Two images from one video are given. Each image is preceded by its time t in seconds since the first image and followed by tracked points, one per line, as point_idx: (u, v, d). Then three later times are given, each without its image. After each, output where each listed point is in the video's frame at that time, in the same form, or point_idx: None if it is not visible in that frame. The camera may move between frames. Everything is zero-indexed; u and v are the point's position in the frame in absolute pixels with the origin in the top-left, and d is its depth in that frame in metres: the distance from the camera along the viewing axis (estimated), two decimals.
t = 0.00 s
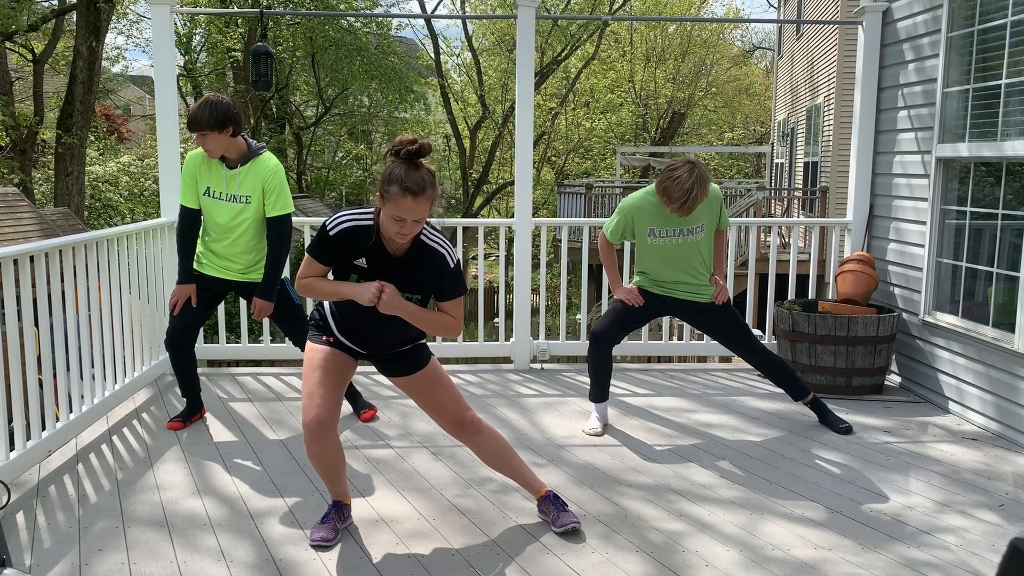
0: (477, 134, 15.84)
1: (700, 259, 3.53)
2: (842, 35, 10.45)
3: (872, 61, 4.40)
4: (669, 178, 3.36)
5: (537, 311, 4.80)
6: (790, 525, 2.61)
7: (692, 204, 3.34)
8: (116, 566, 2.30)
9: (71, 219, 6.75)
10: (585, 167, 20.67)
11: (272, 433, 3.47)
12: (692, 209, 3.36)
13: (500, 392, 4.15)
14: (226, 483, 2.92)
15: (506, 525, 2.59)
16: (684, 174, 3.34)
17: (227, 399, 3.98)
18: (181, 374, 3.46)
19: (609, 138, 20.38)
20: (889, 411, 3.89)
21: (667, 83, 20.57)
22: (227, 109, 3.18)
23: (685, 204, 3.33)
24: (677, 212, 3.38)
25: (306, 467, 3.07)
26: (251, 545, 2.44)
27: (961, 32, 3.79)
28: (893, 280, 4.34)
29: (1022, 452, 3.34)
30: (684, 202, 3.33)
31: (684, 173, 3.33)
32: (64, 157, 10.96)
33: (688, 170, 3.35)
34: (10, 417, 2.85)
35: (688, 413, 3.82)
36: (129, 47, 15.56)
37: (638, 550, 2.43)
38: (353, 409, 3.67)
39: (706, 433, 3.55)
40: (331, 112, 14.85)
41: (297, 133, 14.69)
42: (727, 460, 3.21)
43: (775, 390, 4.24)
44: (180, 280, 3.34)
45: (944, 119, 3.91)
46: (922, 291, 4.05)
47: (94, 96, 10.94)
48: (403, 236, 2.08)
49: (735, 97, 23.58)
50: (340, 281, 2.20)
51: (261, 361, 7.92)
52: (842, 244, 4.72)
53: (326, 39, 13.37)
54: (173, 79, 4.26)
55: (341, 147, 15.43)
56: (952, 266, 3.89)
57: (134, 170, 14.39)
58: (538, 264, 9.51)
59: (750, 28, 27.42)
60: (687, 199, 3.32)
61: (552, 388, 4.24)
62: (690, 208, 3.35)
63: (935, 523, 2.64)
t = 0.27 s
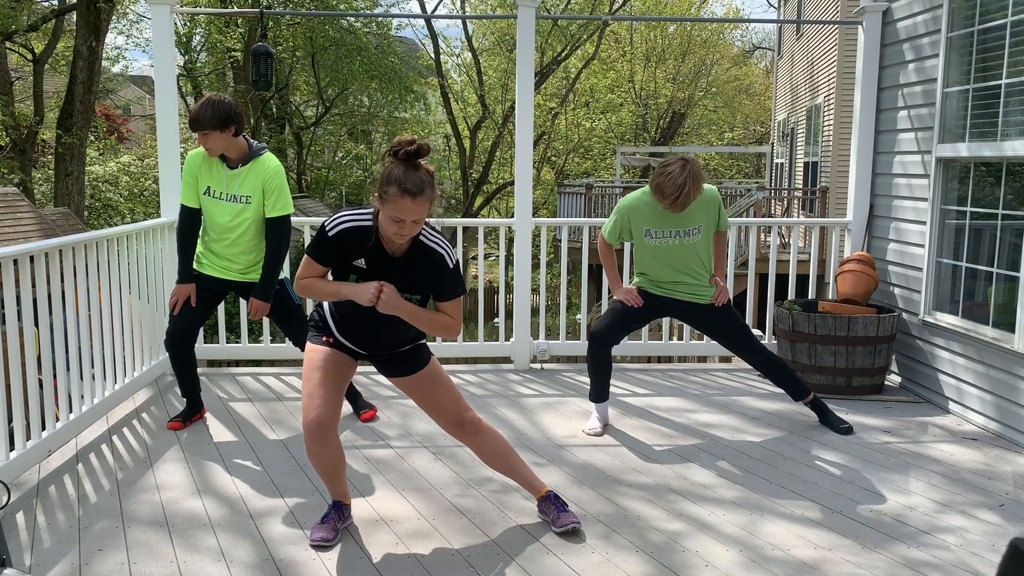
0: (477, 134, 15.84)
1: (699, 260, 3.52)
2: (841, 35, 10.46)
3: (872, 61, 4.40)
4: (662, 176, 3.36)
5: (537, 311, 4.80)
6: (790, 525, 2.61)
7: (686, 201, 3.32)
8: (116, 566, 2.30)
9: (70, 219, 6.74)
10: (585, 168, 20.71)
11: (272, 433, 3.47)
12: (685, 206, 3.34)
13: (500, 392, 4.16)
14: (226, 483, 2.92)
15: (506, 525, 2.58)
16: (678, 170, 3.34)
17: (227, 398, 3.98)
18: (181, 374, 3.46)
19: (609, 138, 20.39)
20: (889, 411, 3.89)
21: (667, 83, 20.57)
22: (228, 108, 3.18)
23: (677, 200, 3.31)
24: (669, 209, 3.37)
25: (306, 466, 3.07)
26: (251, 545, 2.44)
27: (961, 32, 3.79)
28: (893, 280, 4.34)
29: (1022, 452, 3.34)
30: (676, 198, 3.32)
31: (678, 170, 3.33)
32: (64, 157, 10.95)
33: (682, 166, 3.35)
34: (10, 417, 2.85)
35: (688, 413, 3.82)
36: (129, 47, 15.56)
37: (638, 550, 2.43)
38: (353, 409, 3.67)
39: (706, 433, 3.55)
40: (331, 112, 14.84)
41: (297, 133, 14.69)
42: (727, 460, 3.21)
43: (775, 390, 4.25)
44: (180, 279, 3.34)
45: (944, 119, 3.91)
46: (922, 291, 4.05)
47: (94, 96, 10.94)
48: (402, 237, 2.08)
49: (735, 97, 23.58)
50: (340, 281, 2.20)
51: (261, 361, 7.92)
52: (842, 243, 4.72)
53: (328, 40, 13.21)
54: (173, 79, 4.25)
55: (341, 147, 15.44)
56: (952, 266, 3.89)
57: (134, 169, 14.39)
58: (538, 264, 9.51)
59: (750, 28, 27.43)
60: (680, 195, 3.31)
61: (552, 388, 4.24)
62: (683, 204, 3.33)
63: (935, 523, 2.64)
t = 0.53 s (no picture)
0: (477, 134, 15.85)
1: (699, 262, 3.52)
2: (842, 35, 10.46)
3: (872, 61, 4.40)
4: (660, 178, 3.36)
5: (537, 311, 4.80)
6: (789, 525, 2.61)
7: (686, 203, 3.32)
8: (116, 566, 2.30)
9: (70, 220, 6.74)
10: (585, 168, 20.73)
11: (272, 433, 3.47)
12: (683, 208, 3.34)
13: (500, 392, 4.16)
14: (226, 483, 2.92)
15: (506, 525, 2.59)
16: (676, 172, 3.33)
17: (226, 399, 3.98)
18: (181, 374, 3.46)
19: (609, 138, 20.41)
20: (889, 411, 3.89)
21: (667, 83, 20.58)
22: (229, 109, 3.18)
23: (674, 203, 3.31)
24: (667, 211, 3.36)
25: (305, 466, 3.07)
26: (251, 545, 2.44)
27: (961, 32, 3.79)
28: (893, 280, 4.34)
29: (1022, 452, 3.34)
30: (674, 200, 3.31)
31: (676, 172, 3.32)
32: (64, 158, 10.95)
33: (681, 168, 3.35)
34: (10, 417, 2.85)
35: (688, 413, 3.82)
36: (129, 47, 15.55)
37: (638, 550, 2.43)
38: (353, 409, 3.67)
39: (706, 433, 3.55)
40: (331, 112, 14.83)
41: (297, 133, 14.70)
42: (727, 459, 3.21)
43: (775, 390, 4.25)
44: (179, 278, 3.34)
45: (944, 119, 3.91)
46: (922, 291, 4.05)
47: (94, 96, 10.94)
48: (402, 235, 2.08)
49: (735, 97, 23.59)
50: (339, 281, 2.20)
51: (261, 362, 7.92)
52: (842, 244, 4.72)
53: (326, 39, 13.29)
54: (173, 79, 4.25)
55: (341, 147, 15.45)
56: (952, 266, 3.89)
57: (134, 170, 14.40)
58: (538, 264, 9.51)
59: (750, 28, 27.44)
60: (678, 198, 3.30)
61: (552, 388, 4.24)
62: (681, 206, 3.32)
63: (934, 523, 2.64)
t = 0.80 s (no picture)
0: (477, 134, 15.85)
1: (699, 262, 3.52)
2: (841, 35, 10.46)
3: (872, 61, 4.40)
4: (660, 179, 3.36)
5: (537, 311, 4.80)
6: (790, 525, 2.61)
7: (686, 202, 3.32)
8: (116, 566, 2.30)
9: (70, 220, 6.74)
10: (585, 168, 20.75)
11: (272, 433, 3.47)
12: (683, 210, 3.34)
13: (500, 392, 4.16)
14: (226, 483, 2.92)
15: (506, 525, 2.58)
16: (676, 174, 3.34)
17: (226, 399, 3.98)
18: (181, 374, 3.46)
19: (609, 138, 20.43)
20: (889, 411, 3.89)
21: (667, 83, 20.58)
22: (230, 110, 3.18)
23: (675, 204, 3.31)
24: (668, 212, 3.37)
25: (306, 467, 3.07)
26: (251, 545, 2.44)
27: (961, 32, 3.79)
28: (893, 280, 4.34)
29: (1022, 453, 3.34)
30: (674, 202, 3.32)
31: (676, 173, 3.33)
32: (64, 157, 10.95)
33: (680, 170, 3.35)
34: (10, 417, 2.85)
35: (688, 413, 3.82)
36: (129, 47, 15.56)
37: (638, 550, 2.43)
38: (353, 409, 3.67)
39: (706, 433, 3.55)
40: (331, 112, 14.82)
41: (298, 133, 14.71)
42: (727, 460, 3.21)
43: (775, 390, 4.25)
44: (180, 279, 3.34)
45: (944, 119, 3.91)
46: (922, 291, 4.05)
47: (94, 96, 10.94)
48: (402, 237, 2.08)
49: (735, 97, 23.60)
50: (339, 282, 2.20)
51: (261, 362, 7.93)
52: (842, 244, 4.72)
53: (326, 39, 13.23)
54: (173, 79, 4.25)
55: (341, 147, 15.46)
56: (952, 266, 3.89)
57: (134, 170, 14.41)
58: (538, 264, 9.52)
59: (750, 29, 27.44)
60: (679, 199, 3.31)
61: (552, 388, 4.24)
62: (681, 207, 3.32)
63: (935, 523, 2.64)
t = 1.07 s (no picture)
0: (477, 134, 15.85)
1: (699, 262, 3.52)
2: (841, 35, 10.46)
3: (872, 61, 4.39)
4: (661, 180, 3.37)
5: (537, 311, 4.80)
6: (790, 525, 2.61)
7: (687, 203, 3.33)
8: (116, 566, 2.30)
9: (71, 219, 6.74)
10: (585, 168, 20.77)
11: (272, 433, 3.47)
12: (683, 210, 3.34)
13: (500, 392, 4.16)
14: (226, 482, 2.92)
15: (506, 525, 2.58)
16: (676, 175, 3.34)
17: (226, 399, 3.98)
18: (181, 374, 3.46)
19: (609, 138, 20.44)
20: (889, 411, 3.89)
21: (667, 83, 20.58)
22: (229, 110, 3.18)
23: (677, 205, 3.32)
24: (669, 212, 3.37)
25: (306, 467, 3.07)
26: (251, 545, 2.44)
27: (961, 32, 3.79)
28: (893, 280, 4.34)
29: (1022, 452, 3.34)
30: (675, 202, 3.32)
31: (677, 173, 3.33)
32: (64, 157, 10.94)
33: (681, 171, 3.35)
34: (10, 417, 2.84)
35: (688, 413, 3.82)
36: (129, 47, 15.56)
37: (638, 550, 2.43)
38: (353, 409, 3.67)
39: (706, 433, 3.55)
40: (331, 112, 14.82)
41: (298, 133, 14.71)
42: (727, 460, 3.21)
43: (775, 390, 4.24)
44: (179, 279, 3.34)
45: (944, 119, 3.91)
46: (922, 291, 4.05)
47: (94, 96, 10.93)
48: (402, 239, 2.08)
49: (735, 97, 23.61)
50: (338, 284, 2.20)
51: (261, 362, 7.93)
52: (842, 243, 4.72)
53: (328, 39, 13.13)
54: (173, 79, 4.25)
55: (341, 147, 15.46)
56: (952, 266, 3.89)
57: (134, 170, 14.41)
58: (538, 264, 9.52)
59: (750, 29, 27.44)
60: (680, 200, 3.31)
61: (552, 388, 4.24)
62: (681, 208, 3.33)
63: (934, 523, 2.64)
